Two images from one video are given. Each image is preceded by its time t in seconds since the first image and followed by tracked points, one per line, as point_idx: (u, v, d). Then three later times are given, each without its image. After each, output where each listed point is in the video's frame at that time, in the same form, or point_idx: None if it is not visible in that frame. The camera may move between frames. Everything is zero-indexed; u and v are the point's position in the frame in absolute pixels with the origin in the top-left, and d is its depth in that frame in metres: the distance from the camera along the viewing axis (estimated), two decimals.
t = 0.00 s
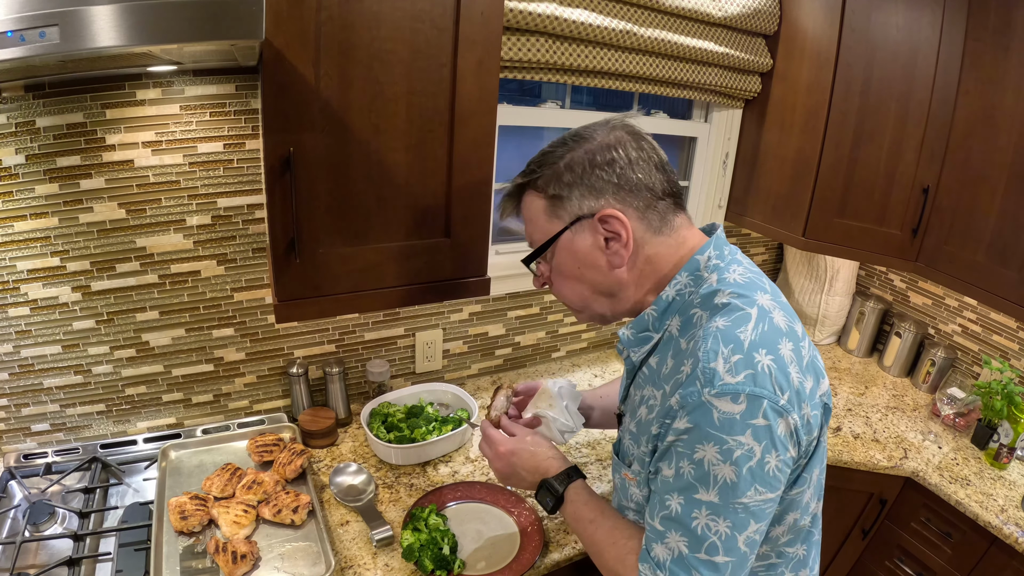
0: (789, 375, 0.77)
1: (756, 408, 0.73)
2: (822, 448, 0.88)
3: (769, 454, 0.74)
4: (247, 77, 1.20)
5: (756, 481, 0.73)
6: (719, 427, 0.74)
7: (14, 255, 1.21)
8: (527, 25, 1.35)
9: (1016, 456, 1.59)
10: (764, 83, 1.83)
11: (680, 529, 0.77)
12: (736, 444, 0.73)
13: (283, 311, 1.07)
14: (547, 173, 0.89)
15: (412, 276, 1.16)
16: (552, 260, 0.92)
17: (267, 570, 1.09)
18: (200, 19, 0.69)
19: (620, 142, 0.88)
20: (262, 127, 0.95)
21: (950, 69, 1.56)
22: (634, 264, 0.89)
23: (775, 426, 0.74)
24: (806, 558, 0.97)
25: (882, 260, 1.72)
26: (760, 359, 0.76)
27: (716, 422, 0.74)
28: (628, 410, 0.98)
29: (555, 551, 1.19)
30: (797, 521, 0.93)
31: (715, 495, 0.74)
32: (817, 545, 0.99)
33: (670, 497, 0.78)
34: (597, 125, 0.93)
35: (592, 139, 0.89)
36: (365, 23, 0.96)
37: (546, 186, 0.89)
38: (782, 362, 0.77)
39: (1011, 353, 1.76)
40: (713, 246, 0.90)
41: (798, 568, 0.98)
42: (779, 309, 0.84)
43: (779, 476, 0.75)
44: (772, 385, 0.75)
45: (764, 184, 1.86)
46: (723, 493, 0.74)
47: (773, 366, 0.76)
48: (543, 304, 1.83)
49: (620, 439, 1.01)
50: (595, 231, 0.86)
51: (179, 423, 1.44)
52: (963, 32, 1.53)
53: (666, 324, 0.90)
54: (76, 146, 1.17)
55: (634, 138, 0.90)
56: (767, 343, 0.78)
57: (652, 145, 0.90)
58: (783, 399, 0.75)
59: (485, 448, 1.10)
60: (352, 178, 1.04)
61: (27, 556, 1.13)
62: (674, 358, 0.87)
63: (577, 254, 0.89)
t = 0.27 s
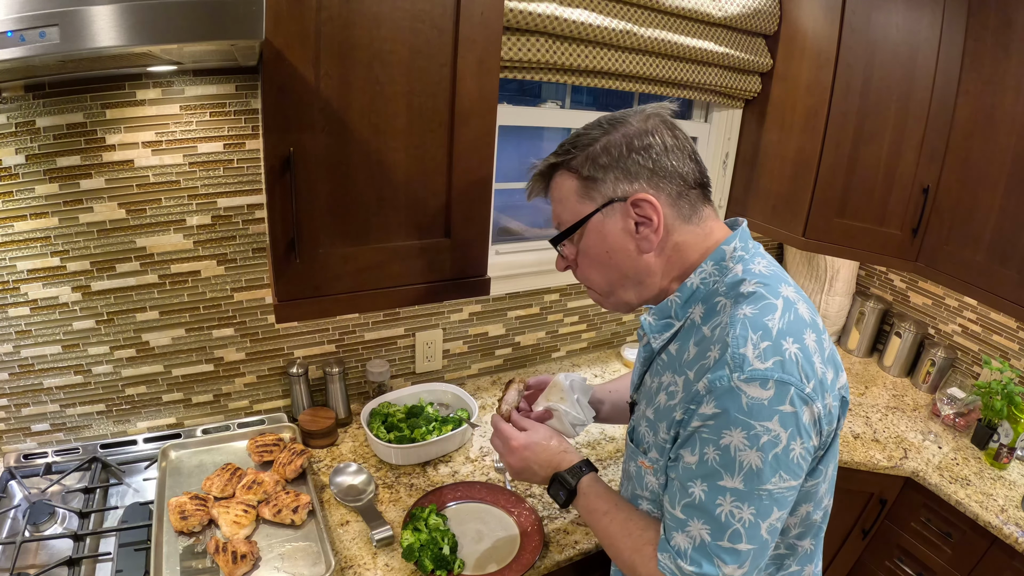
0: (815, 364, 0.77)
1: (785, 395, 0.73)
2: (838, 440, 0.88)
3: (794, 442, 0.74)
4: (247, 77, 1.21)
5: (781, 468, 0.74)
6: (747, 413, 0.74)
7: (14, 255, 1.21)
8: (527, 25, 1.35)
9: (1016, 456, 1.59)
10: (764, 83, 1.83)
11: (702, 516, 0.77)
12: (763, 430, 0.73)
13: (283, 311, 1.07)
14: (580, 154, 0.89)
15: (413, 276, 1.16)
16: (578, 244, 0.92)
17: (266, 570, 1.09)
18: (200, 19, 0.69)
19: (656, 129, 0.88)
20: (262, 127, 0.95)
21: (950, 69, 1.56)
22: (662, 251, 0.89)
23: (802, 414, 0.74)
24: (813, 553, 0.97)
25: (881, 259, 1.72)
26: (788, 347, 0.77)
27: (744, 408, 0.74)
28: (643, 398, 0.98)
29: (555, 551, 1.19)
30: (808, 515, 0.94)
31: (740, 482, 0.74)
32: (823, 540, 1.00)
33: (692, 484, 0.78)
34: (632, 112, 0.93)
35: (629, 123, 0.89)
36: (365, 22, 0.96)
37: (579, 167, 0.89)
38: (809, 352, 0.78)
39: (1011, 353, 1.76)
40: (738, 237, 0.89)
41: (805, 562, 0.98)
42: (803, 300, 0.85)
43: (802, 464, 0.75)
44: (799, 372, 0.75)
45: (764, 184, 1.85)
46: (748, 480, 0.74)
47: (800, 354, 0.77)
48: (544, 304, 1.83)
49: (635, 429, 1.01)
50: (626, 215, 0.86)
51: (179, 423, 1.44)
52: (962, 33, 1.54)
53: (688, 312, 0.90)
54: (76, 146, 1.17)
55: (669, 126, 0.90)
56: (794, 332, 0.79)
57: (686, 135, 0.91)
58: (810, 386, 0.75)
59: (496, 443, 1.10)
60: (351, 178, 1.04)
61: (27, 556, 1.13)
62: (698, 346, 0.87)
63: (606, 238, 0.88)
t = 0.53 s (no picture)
0: (828, 362, 0.78)
1: (799, 392, 0.74)
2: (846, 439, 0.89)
3: (807, 439, 0.74)
4: (247, 77, 1.21)
5: (794, 465, 0.74)
6: (762, 409, 0.74)
7: (14, 255, 1.21)
8: (528, 25, 1.35)
9: (1016, 456, 1.59)
10: (764, 83, 1.83)
11: (714, 514, 0.77)
12: (777, 426, 0.73)
13: (283, 311, 1.07)
14: (599, 147, 0.89)
15: (414, 276, 1.16)
16: (593, 237, 0.91)
17: (266, 570, 1.09)
18: (200, 19, 0.69)
19: (676, 124, 0.88)
20: (262, 127, 0.95)
21: (950, 69, 1.56)
22: (677, 246, 0.89)
23: (815, 411, 0.74)
24: (817, 551, 0.97)
25: (881, 260, 1.72)
26: (802, 345, 0.77)
27: (760, 404, 0.74)
28: (652, 394, 0.97)
29: (555, 551, 1.19)
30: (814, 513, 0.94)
31: (753, 479, 0.74)
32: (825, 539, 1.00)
33: (705, 481, 0.78)
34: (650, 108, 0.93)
35: (648, 117, 0.89)
36: (365, 23, 0.96)
37: (598, 159, 0.88)
38: (822, 349, 0.78)
39: (1011, 353, 1.76)
40: (752, 235, 0.89)
41: (811, 561, 0.98)
42: (815, 299, 0.85)
43: (814, 461, 0.75)
44: (813, 370, 0.75)
45: (764, 184, 1.85)
46: (761, 477, 0.74)
47: (814, 352, 0.77)
48: (543, 304, 1.83)
49: (643, 425, 1.00)
50: (643, 209, 0.85)
51: (179, 423, 1.44)
52: (963, 33, 1.54)
53: (700, 309, 0.89)
54: (76, 146, 1.17)
55: (687, 123, 0.90)
56: (808, 330, 0.79)
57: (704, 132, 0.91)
58: (823, 384, 0.75)
59: (500, 449, 1.09)
60: (351, 178, 1.04)
61: (27, 556, 1.13)
62: (710, 342, 0.86)
63: (623, 232, 0.87)
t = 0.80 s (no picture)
0: (835, 357, 0.78)
1: (808, 387, 0.74)
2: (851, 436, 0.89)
3: (815, 434, 0.74)
4: (247, 77, 1.21)
5: (802, 460, 0.74)
6: (771, 404, 0.74)
7: (14, 255, 1.21)
8: (528, 25, 1.35)
9: (1016, 456, 1.59)
10: (764, 83, 1.83)
11: (722, 509, 0.77)
12: (786, 421, 0.73)
13: (283, 311, 1.07)
14: (614, 139, 0.88)
15: (414, 276, 1.16)
16: (605, 229, 0.91)
17: (266, 570, 1.09)
18: (199, 19, 0.69)
19: (692, 119, 0.88)
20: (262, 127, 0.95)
21: (950, 69, 1.56)
22: (689, 241, 0.88)
23: (823, 406, 0.75)
24: (821, 549, 0.98)
25: (881, 260, 1.72)
26: (811, 340, 0.77)
27: (769, 398, 0.75)
28: (658, 389, 0.98)
29: (555, 551, 1.19)
30: (818, 509, 0.94)
31: (762, 474, 0.74)
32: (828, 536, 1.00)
33: (713, 476, 0.78)
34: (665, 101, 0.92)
35: (664, 111, 0.88)
36: (365, 22, 0.96)
37: (613, 152, 0.87)
38: (830, 345, 0.79)
39: (1011, 353, 1.76)
40: (760, 231, 0.89)
41: (815, 559, 0.98)
42: (823, 295, 0.86)
43: (821, 456, 0.76)
44: (821, 365, 0.76)
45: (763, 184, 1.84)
46: (769, 472, 0.74)
47: (822, 347, 0.78)
48: (543, 304, 1.83)
49: (649, 421, 1.00)
50: (657, 203, 0.85)
51: (179, 423, 1.44)
52: (963, 32, 1.54)
53: (708, 304, 0.90)
54: (76, 146, 1.17)
55: (702, 118, 0.89)
56: (816, 326, 0.80)
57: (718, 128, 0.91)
58: (831, 379, 0.76)
59: (503, 454, 1.09)
60: (351, 178, 1.04)
61: (27, 556, 1.13)
62: (719, 337, 0.87)
63: (635, 225, 0.87)
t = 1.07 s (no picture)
0: (843, 351, 0.78)
1: (818, 381, 0.74)
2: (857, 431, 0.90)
3: (825, 427, 0.74)
4: (248, 77, 1.21)
5: (812, 453, 0.74)
6: (782, 398, 0.74)
7: (14, 255, 1.20)
8: (528, 25, 1.35)
9: (1016, 456, 1.59)
10: (764, 83, 1.83)
11: (734, 504, 0.78)
12: (797, 415, 0.73)
13: (283, 311, 1.07)
14: (640, 125, 0.87)
15: (414, 276, 1.16)
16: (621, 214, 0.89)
17: (267, 570, 1.09)
18: (199, 20, 0.69)
19: (715, 114, 0.89)
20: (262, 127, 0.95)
21: (950, 69, 1.56)
22: (704, 234, 0.88)
23: (832, 400, 0.75)
24: (823, 545, 0.98)
25: (882, 259, 1.72)
26: (819, 334, 0.77)
27: (779, 392, 0.74)
28: (664, 385, 0.97)
29: (555, 551, 1.19)
30: (823, 504, 0.94)
31: (773, 468, 0.74)
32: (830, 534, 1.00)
33: (724, 471, 0.78)
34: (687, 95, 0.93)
35: (688, 103, 0.88)
36: (365, 22, 0.96)
37: (638, 138, 0.87)
38: (838, 340, 0.79)
39: (1011, 353, 1.76)
40: (766, 229, 0.89)
41: (817, 555, 0.98)
42: (828, 290, 0.86)
43: (830, 450, 0.76)
44: (830, 359, 0.76)
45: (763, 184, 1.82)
46: (780, 466, 0.74)
47: (830, 341, 0.78)
48: (543, 304, 1.83)
49: (655, 417, 0.99)
50: (677, 192, 0.85)
51: (179, 423, 1.44)
52: (963, 33, 1.54)
53: (715, 299, 0.89)
54: (76, 146, 1.17)
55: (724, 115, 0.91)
56: (823, 320, 0.80)
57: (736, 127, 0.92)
58: (839, 373, 0.76)
59: (508, 458, 1.09)
60: (351, 178, 1.04)
61: (27, 556, 1.13)
62: (726, 333, 0.86)
63: (654, 212, 0.86)
